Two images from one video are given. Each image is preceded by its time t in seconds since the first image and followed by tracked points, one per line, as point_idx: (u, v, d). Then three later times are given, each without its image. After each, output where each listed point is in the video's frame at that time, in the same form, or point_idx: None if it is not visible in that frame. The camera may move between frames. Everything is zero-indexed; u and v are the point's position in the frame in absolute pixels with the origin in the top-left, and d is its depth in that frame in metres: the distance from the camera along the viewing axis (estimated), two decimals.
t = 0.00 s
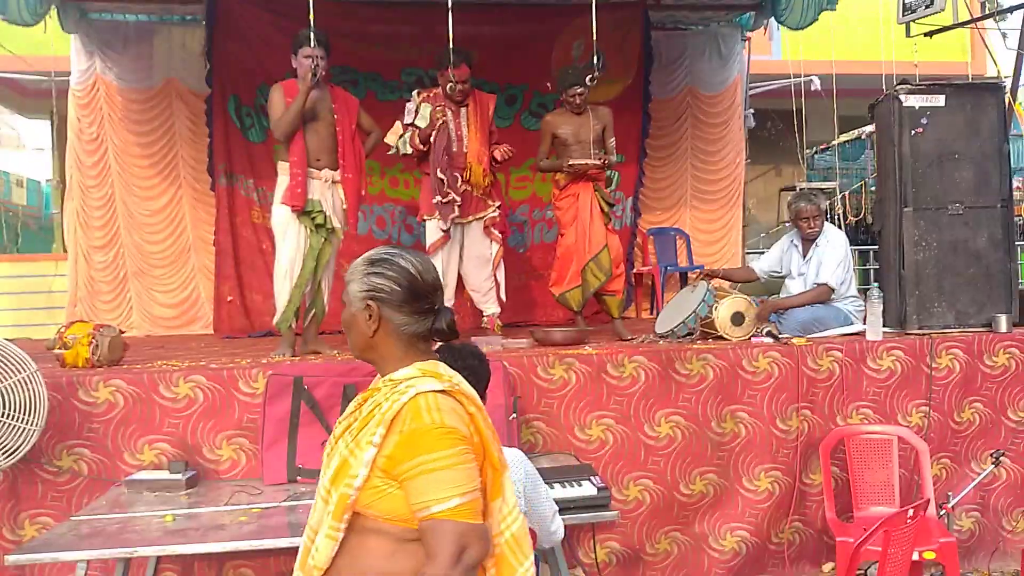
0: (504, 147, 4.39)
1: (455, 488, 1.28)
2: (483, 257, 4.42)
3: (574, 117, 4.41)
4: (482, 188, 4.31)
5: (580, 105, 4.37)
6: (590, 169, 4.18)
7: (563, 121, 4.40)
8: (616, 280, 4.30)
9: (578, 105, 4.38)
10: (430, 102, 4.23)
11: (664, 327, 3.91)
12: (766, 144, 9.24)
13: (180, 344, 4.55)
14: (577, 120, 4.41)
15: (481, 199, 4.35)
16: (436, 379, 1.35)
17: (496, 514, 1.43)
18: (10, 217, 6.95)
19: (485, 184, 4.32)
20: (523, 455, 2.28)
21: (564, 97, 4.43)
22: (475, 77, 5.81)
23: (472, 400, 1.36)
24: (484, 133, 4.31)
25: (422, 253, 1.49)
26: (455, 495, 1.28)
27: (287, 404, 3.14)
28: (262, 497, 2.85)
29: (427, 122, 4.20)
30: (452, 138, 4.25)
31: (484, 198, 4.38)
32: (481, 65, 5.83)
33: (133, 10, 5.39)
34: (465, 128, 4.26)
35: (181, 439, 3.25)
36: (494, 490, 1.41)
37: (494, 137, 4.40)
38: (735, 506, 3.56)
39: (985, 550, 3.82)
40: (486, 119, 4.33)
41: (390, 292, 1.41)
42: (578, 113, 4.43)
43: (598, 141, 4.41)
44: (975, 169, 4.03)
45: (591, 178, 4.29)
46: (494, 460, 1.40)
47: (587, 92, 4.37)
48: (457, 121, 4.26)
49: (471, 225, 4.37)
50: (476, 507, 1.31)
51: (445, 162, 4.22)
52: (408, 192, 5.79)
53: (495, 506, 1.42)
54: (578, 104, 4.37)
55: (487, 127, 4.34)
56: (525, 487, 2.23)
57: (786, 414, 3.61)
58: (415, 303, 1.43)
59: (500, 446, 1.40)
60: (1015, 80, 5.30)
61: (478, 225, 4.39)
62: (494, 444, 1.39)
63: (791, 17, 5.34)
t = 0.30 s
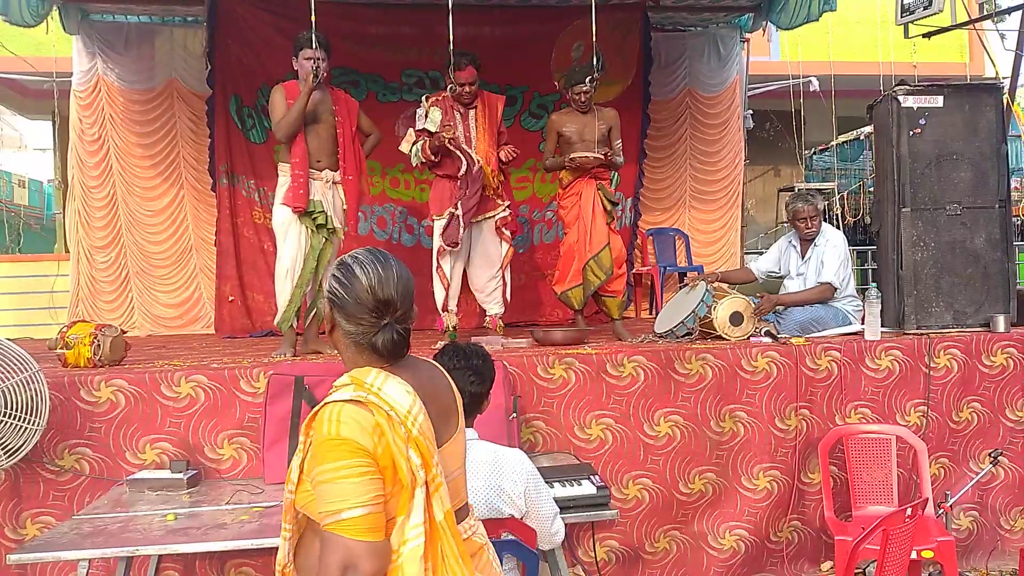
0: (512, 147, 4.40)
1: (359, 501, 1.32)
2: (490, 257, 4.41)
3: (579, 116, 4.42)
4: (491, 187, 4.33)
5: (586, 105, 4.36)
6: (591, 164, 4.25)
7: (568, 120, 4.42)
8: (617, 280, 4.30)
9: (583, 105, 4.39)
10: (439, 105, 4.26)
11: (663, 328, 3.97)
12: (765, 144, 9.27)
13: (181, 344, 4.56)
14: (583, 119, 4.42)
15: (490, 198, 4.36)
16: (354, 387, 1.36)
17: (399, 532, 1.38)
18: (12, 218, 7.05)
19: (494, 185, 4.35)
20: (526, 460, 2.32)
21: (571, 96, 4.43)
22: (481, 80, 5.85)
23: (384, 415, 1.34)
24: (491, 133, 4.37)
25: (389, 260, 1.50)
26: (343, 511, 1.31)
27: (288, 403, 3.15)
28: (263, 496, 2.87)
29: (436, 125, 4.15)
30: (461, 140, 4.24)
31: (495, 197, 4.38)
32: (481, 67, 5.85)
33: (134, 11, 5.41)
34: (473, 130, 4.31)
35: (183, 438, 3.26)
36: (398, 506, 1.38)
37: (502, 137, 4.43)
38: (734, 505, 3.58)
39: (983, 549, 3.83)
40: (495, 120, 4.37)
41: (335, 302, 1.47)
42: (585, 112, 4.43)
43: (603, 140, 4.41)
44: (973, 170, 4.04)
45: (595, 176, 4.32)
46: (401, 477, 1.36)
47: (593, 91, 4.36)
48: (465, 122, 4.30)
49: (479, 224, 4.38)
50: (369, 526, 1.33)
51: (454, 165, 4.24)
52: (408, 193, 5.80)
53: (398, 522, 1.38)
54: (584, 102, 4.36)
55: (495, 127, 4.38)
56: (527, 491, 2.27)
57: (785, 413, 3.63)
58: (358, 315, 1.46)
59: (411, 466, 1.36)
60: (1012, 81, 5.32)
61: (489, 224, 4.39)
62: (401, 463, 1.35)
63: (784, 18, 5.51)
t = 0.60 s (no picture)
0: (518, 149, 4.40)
1: (326, 490, 1.43)
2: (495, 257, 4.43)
3: (586, 116, 4.44)
4: (494, 187, 4.33)
5: (591, 104, 4.39)
6: (593, 159, 4.29)
7: (574, 120, 4.44)
8: (620, 279, 4.33)
9: (589, 104, 4.41)
10: (446, 108, 4.27)
11: (661, 328, 4.00)
12: (764, 145, 9.31)
13: (182, 344, 4.58)
14: (589, 119, 4.43)
15: (496, 197, 4.35)
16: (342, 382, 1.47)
17: (357, 527, 1.46)
18: (13, 218, 7.03)
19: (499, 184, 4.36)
20: (528, 459, 2.34)
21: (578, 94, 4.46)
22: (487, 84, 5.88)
23: (358, 413, 1.43)
24: (497, 133, 4.36)
25: (409, 260, 1.55)
26: (305, 496, 1.43)
27: (289, 403, 3.17)
28: (265, 495, 2.89)
29: (441, 127, 4.22)
30: (466, 139, 4.31)
31: (499, 197, 4.37)
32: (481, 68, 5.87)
33: (136, 13, 5.44)
34: (479, 131, 4.32)
35: (184, 437, 3.29)
36: (358, 503, 1.45)
37: (508, 137, 4.42)
38: (733, 504, 3.60)
39: (980, 548, 3.85)
40: (501, 120, 4.36)
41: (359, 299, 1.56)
42: (591, 112, 4.44)
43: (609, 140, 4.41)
44: (971, 170, 4.07)
45: (599, 174, 4.35)
46: (364, 476, 1.44)
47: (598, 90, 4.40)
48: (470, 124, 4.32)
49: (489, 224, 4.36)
50: (327, 515, 1.44)
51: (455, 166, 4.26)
52: (409, 194, 5.83)
53: (356, 518, 1.46)
54: (590, 102, 4.39)
55: (501, 128, 4.37)
56: (527, 490, 2.28)
57: (783, 413, 3.65)
58: (369, 310, 1.53)
59: (373, 466, 1.43)
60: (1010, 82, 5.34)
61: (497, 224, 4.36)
62: (364, 461, 1.43)
63: (782, 15, 5.53)
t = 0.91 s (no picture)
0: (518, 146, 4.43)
1: (331, 478, 1.52)
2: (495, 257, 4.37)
3: (589, 116, 4.44)
4: (495, 184, 4.34)
5: (593, 104, 4.40)
6: (601, 159, 4.21)
7: (578, 119, 4.43)
8: (623, 280, 4.32)
9: (593, 103, 4.40)
10: (443, 104, 4.28)
11: (662, 328, 3.99)
12: (764, 145, 9.30)
13: (181, 343, 4.57)
14: (592, 118, 4.43)
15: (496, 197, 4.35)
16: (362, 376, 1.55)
17: (356, 520, 1.51)
18: (13, 218, 7.05)
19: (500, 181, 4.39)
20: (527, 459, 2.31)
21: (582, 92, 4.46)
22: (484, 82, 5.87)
23: (365, 406, 1.50)
24: (496, 130, 4.35)
25: (425, 262, 1.56)
26: (314, 482, 1.53)
27: (288, 403, 3.16)
28: (264, 496, 2.88)
29: (439, 124, 4.21)
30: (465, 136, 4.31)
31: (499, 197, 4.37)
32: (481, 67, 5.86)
33: (135, 12, 5.43)
34: (477, 126, 4.30)
35: (183, 438, 3.28)
36: (358, 495, 1.51)
37: (508, 135, 4.42)
38: (733, 505, 3.59)
39: (982, 549, 3.84)
40: (500, 116, 4.35)
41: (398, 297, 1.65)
42: (594, 112, 4.44)
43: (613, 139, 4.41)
44: (972, 170, 4.05)
45: (603, 175, 4.33)
46: (364, 468, 1.50)
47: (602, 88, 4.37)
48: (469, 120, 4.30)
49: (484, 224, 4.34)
50: (330, 503, 1.52)
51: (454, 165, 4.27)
52: (409, 194, 5.82)
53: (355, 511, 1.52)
54: (595, 102, 4.38)
55: (500, 124, 4.38)
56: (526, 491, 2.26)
57: (784, 413, 3.64)
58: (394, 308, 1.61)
59: (371, 459, 1.49)
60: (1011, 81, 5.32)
61: (492, 224, 4.35)
62: (363, 453, 1.49)
63: (783, 15, 5.52)
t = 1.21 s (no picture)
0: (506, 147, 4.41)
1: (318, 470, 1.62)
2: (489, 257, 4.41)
3: (589, 116, 4.44)
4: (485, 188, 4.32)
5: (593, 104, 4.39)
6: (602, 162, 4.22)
7: (578, 119, 4.44)
8: (622, 281, 4.32)
9: (593, 103, 4.39)
10: (433, 105, 4.26)
11: (663, 328, 3.99)
12: (764, 145, 9.30)
13: (181, 343, 4.57)
14: (592, 118, 4.44)
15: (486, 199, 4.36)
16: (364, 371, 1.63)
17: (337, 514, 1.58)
18: (13, 217, 7.08)
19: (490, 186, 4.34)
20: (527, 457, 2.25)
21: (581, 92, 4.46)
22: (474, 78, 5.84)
23: (354, 402, 1.57)
24: (487, 131, 4.33)
25: (435, 259, 1.65)
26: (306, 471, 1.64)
27: (288, 403, 3.15)
28: (264, 496, 2.87)
29: (431, 127, 4.19)
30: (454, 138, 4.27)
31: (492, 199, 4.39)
32: (481, 67, 5.86)
33: (135, 12, 5.43)
34: (468, 127, 4.28)
35: (183, 438, 3.28)
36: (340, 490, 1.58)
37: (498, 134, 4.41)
38: (733, 505, 3.59)
39: (982, 549, 3.84)
40: (490, 118, 4.33)
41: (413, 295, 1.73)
42: (594, 112, 4.45)
43: (612, 139, 4.42)
44: (972, 170, 4.05)
45: (602, 177, 4.33)
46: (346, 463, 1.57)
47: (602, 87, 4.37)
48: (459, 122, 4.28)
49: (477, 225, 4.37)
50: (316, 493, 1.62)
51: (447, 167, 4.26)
52: (408, 194, 5.82)
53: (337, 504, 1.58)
54: (595, 102, 4.38)
55: (490, 126, 4.35)
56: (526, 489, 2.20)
57: (784, 413, 3.64)
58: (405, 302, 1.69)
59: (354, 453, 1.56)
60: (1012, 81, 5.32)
61: (486, 225, 4.38)
62: (348, 447, 1.57)
63: (783, 16, 5.52)
